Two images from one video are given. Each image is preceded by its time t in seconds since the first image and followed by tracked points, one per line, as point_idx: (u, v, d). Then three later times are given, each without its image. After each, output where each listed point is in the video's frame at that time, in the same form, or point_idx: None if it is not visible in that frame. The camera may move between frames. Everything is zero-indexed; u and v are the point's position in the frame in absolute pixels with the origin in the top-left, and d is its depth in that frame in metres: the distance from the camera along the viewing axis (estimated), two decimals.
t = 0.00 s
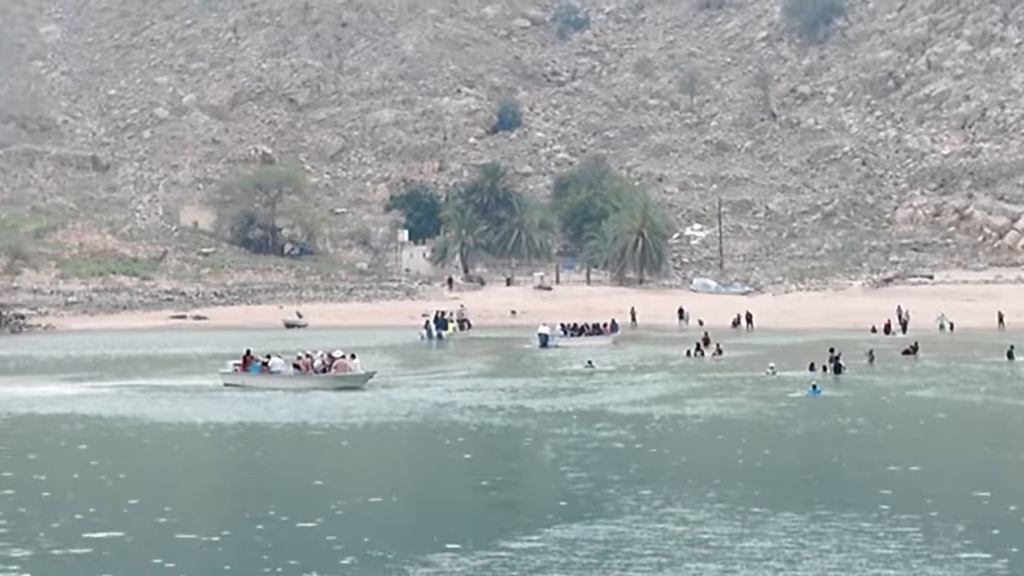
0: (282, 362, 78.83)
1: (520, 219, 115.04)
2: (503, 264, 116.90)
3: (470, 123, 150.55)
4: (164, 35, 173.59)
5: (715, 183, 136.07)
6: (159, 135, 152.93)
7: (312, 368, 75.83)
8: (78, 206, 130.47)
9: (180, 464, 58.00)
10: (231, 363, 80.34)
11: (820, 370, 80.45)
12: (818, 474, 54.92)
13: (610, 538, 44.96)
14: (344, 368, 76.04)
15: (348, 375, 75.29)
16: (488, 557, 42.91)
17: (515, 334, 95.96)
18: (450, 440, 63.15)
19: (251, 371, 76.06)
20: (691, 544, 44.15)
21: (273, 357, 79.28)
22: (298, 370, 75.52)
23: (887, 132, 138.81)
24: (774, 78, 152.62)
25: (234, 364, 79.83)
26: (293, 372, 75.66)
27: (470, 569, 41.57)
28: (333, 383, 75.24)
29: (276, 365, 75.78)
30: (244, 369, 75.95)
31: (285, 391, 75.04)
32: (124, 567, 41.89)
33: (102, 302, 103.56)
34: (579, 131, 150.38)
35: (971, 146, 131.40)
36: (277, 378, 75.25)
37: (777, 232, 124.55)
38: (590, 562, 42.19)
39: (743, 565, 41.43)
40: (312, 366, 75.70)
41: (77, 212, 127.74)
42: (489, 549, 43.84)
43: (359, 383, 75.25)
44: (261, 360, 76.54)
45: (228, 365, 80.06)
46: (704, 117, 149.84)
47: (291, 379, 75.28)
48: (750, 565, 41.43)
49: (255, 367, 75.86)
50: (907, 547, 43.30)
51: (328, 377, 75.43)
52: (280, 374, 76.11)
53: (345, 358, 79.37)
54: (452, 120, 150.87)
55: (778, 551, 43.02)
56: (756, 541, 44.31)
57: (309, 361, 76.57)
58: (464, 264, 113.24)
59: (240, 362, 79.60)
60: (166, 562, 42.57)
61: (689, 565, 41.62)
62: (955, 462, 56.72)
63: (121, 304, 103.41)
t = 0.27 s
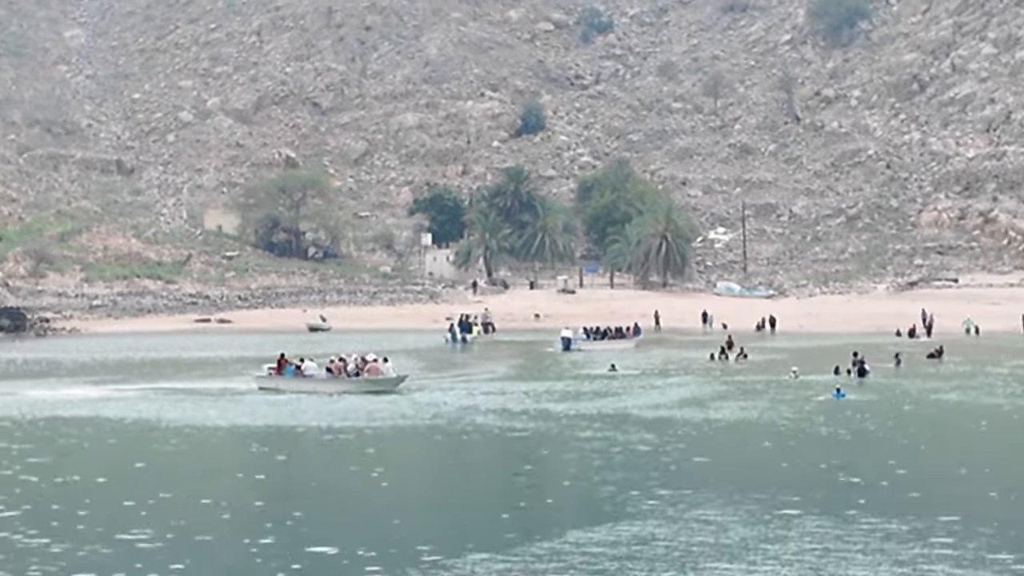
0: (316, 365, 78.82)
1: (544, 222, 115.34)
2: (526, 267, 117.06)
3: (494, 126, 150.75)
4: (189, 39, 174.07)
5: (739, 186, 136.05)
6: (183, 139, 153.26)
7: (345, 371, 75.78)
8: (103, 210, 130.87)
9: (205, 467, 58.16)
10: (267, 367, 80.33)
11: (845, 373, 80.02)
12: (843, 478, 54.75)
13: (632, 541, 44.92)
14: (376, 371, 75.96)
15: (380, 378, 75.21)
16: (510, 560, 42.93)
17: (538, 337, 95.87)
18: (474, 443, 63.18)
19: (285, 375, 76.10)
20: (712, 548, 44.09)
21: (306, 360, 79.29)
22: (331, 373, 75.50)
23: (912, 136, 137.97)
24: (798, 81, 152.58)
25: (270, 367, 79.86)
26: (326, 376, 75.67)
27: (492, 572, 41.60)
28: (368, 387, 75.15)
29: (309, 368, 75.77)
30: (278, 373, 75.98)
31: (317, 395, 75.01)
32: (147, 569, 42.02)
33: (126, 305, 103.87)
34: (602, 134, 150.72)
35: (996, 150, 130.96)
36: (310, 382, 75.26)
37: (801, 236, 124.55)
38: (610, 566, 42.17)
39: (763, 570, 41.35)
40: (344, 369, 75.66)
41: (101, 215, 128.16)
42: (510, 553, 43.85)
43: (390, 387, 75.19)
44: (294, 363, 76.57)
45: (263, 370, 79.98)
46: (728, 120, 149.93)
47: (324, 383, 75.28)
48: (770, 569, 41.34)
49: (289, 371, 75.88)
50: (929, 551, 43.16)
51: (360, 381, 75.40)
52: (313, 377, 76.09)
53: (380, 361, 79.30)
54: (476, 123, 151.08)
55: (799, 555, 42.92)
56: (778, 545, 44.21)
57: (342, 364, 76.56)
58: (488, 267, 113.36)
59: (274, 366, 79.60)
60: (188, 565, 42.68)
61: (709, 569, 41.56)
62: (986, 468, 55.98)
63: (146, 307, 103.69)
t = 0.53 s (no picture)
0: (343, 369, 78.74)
1: (560, 225, 115.70)
2: (542, 270, 117.10)
3: (510, 129, 150.92)
4: (205, 43, 174.29)
5: (755, 190, 136.00)
6: (200, 142, 153.45)
7: (370, 375, 75.70)
8: (120, 214, 131.09)
9: (219, 470, 58.21)
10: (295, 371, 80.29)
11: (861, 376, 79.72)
12: (859, 481, 54.53)
13: (645, 544, 44.89)
14: (400, 375, 75.74)
15: (404, 381, 75.03)
16: (524, 563, 42.94)
17: (554, 340, 95.78)
18: (490, 446, 63.18)
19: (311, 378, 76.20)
20: (727, 551, 43.99)
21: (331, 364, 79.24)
22: (355, 376, 75.49)
23: (928, 138, 137.02)
24: (814, 84, 152.51)
25: (297, 371, 79.84)
26: (350, 379, 75.67)
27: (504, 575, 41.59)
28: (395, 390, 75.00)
29: (334, 371, 75.83)
30: (303, 376, 76.11)
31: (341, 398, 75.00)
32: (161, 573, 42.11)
33: (142, 308, 104.03)
34: (618, 137, 150.94)
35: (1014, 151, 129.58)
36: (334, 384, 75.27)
37: (817, 239, 124.51)
38: (625, 569, 42.12)
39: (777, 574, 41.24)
40: (369, 373, 75.60)
41: (118, 219, 128.40)
42: (523, 556, 43.85)
43: (414, 391, 75.00)
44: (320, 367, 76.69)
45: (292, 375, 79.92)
46: (743, 123, 149.98)
47: (349, 386, 75.25)
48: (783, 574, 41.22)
49: (314, 373, 75.97)
50: (944, 555, 43.00)
51: (384, 384, 75.28)
52: (339, 381, 76.10)
53: (405, 365, 79.21)
54: (492, 127, 151.17)
55: (813, 559, 42.82)
56: (792, 549, 44.12)
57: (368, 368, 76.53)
58: (504, 270, 113.47)
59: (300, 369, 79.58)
60: (204, 567, 42.79)
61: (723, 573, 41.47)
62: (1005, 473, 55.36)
63: (162, 311, 103.85)
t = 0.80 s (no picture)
0: (363, 373, 78.56)
1: (569, 229, 115.73)
2: (550, 274, 117.16)
3: (517, 134, 151.16)
4: (213, 47, 174.35)
5: (763, 194, 136.02)
6: (208, 147, 153.54)
7: (387, 379, 75.45)
8: (127, 218, 131.18)
9: (225, 475, 58.23)
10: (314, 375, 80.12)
11: (869, 381, 79.67)
12: (868, 487, 54.33)
13: (654, 549, 44.90)
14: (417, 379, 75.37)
15: (420, 387, 74.70)
16: (533, 567, 42.98)
17: (562, 345, 95.79)
18: (499, 450, 63.20)
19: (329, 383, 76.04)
20: (736, 556, 43.98)
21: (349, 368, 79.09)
22: (372, 381, 75.26)
23: (937, 143, 136.78)
24: (822, 88, 152.51)
25: (316, 375, 79.74)
26: (367, 384, 75.49)
27: None
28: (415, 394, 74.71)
29: (352, 376, 75.65)
30: (321, 381, 75.98)
31: (357, 403, 74.95)
32: None
33: (150, 313, 104.10)
34: (626, 142, 151.35)
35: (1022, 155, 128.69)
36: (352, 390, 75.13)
37: (825, 243, 124.55)
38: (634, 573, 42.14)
39: None
40: (386, 377, 75.36)
41: (126, 223, 128.49)
42: (532, 560, 43.87)
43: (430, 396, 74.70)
44: (339, 371, 76.57)
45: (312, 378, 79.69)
46: (751, 127, 150.08)
47: (366, 391, 75.06)
48: None
49: (331, 378, 75.83)
50: (953, 560, 42.95)
51: (401, 389, 75.06)
52: (356, 385, 75.94)
53: (419, 370, 79.09)
54: (500, 131, 151.25)
55: (823, 564, 42.78)
56: (801, 553, 44.10)
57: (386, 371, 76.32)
58: (512, 274, 113.49)
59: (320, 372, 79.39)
60: (213, 570, 42.89)
61: None
62: (1016, 481, 55.00)
63: (170, 315, 103.92)
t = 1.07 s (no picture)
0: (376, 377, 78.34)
1: (571, 232, 115.75)
2: (553, 277, 117.25)
3: (520, 137, 151.29)
4: (215, 50, 174.45)
5: (765, 197, 136.01)
6: (211, 150, 153.52)
7: (400, 383, 75.11)
8: (130, 222, 131.23)
9: (226, 478, 58.18)
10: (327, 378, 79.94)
11: (871, 384, 79.60)
12: (868, 490, 54.25)
13: (658, 552, 44.88)
14: (429, 383, 74.83)
15: (431, 390, 74.22)
16: (538, 569, 43.00)
17: (565, 348, 95.74)
18: (501, 453, 63.17)
19: (343, 387, 75.97)
20: (739, 559, 43.93)
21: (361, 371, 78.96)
22: (384, 385, 75.03)
23: (939, 146, 136.58)
24: (825, 91, 152.58)
25: (328, 379, 79.59)
26: (380, 387, 75.29)
27: None
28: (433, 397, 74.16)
29: (364, 380, 75.49)
30: (335, 385, 75.94)
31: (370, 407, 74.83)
32: None
33: (153, 316, 104.14)
34: (629, 145, 151.79)
35: None
36: (364, 394, 75.01)
37: (828, 246, 124.57)
38: None
39: None
40: (399, 381, 75.08)
41: (129, 226, 128.55)
42: (535, 562, 43.86)
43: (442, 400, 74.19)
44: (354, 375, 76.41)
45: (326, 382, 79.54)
46: (754, 130, 150.17)
47: (378, 395, 74.88)
48: None
49: (345, 382, 75.73)
50: (957, 563, 42.88)
51: (413, 393, 74.62)
52: (371, 390, 75.68)
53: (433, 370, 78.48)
54: (502, 134, 151.30)
55: (826, 567, 42.73)
56: (805, 556, 44.04)
57: (401, 374, 75.93)
58: (514, 277, 113.45)
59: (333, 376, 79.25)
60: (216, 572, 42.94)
61: None
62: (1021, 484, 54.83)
63: (173, 318, 103.94)
